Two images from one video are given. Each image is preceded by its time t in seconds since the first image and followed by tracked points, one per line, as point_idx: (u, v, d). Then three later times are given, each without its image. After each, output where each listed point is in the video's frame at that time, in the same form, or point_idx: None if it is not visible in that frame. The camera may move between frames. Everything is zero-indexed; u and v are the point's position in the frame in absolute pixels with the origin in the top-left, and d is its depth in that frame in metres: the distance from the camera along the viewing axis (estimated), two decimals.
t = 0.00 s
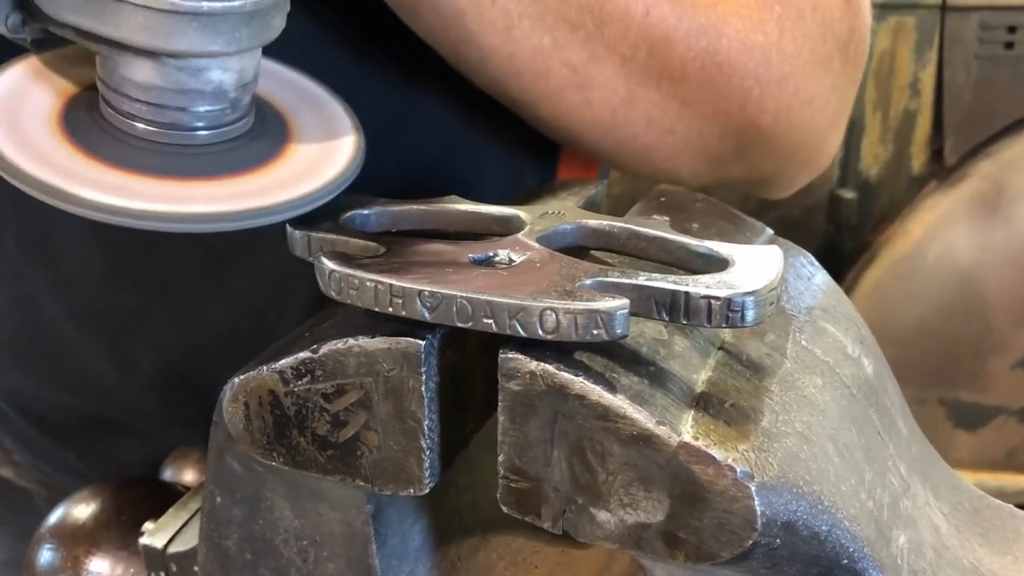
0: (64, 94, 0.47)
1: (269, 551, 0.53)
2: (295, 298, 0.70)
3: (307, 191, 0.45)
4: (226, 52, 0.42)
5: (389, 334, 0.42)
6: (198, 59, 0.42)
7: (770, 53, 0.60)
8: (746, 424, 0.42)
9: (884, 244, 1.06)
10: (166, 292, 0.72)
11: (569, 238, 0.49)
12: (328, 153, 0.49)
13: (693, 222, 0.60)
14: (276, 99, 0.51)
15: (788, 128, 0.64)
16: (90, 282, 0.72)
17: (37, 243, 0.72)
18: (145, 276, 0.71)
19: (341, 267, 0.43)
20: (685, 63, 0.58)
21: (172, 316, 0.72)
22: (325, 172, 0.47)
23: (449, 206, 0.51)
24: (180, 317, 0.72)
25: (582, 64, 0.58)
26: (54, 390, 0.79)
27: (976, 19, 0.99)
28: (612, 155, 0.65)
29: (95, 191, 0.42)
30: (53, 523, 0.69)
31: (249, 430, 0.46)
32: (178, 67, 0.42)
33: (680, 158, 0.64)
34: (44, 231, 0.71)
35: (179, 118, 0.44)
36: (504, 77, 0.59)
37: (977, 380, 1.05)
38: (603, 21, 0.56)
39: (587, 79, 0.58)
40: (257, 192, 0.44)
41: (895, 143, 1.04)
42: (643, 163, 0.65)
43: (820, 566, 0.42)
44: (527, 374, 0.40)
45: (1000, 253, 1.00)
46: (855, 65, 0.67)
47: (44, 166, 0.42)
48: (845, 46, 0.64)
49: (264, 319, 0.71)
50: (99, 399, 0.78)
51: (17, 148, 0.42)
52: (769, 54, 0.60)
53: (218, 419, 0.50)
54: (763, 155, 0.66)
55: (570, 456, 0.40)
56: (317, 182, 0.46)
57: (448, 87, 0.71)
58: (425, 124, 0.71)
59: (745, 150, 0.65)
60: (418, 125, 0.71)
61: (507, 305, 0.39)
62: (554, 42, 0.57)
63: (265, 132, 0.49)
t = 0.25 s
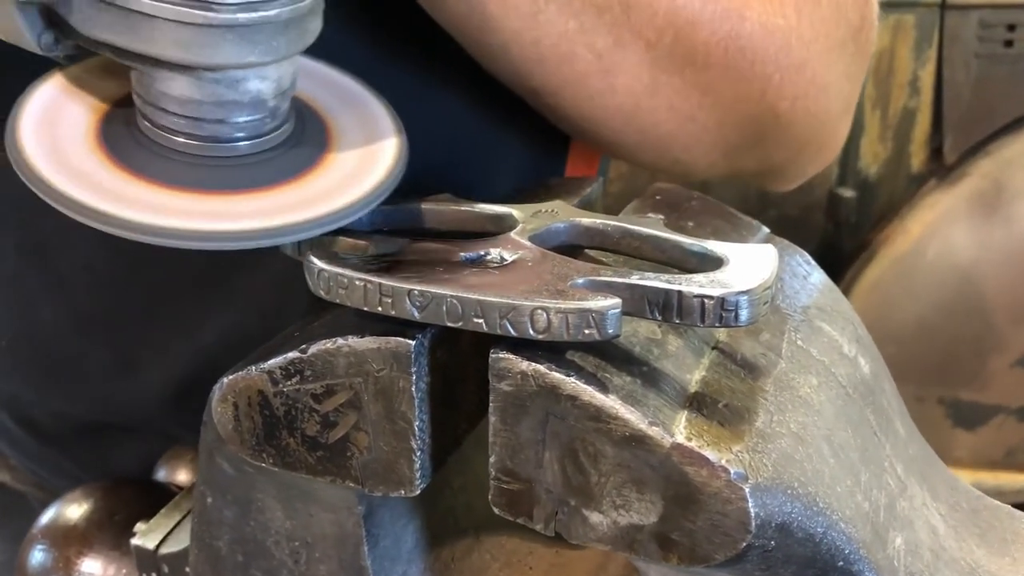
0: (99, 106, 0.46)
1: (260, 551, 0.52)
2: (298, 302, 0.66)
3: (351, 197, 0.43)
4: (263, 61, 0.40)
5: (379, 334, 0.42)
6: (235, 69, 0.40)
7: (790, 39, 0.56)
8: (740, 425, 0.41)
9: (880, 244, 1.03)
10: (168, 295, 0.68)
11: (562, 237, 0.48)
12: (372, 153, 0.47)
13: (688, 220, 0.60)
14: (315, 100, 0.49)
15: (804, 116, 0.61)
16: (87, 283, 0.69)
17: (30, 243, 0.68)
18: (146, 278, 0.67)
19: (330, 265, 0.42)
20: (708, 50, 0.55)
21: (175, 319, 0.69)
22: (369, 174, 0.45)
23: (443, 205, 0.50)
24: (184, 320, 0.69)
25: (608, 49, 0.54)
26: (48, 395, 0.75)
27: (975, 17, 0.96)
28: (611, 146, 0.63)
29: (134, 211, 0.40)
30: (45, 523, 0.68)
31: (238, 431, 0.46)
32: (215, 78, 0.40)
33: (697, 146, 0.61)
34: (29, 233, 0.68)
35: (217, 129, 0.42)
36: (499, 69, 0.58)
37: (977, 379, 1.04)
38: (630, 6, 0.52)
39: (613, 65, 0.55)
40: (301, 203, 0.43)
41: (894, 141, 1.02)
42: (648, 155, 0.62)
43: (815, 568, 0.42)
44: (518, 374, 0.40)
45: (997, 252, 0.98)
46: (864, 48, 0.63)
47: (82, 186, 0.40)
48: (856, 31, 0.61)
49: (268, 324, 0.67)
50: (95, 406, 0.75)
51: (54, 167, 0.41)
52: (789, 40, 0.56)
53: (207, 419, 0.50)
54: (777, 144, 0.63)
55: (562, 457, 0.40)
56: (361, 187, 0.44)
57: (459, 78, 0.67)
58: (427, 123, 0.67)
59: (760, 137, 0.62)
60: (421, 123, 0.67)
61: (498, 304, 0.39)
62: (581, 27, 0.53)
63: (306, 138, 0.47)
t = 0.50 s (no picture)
0: (89, 101, 0.45)
1: (253, 550, 0.52)
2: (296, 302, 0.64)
3: (352, 200, 0.43)
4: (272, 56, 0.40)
5: (370, 332, 0.42)
6: (241, 64, 0.40)
7: (797, 43, 0.55)
8: (733, 424, 0.41)
9: (881, 242, 1.03)
10: (168, 294, 0.67)
11: (556, 234, 0.48)
12: (371, 159, 0.47)
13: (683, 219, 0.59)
14: (313, 106, 0.49)
15: (810, 120, 0.60)
16: (83, 281, 0.68)
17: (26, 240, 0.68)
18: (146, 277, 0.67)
19: (321, 263, 0.42)
20: (713, 54, 0.54)
21: (173, 319, 0.68)
22: (369, 179, 0.45)
23: (438, 202, 0.50)
24: (183, 320, 0.68)
25: (613, 55, 0.53)
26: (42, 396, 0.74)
27: (975, 15, 0.95)
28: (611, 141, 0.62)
29: (129, 205, 0.39)
30: (39, 522, 0.68)
31: (229, 430, 0.45)
32: (220, 73, 0.40)
33: (702, 151, 0.60)
34: (23, 231, 0.68)
35: (217, 126, 0.42)
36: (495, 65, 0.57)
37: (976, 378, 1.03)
38: (636, 11, 0.51)
39: (619, 70, 0.54)
40: (300, 204, 0.42)
41: (893, 140, 1.01)
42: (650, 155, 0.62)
43: (808, 568, 0.41)
44: (509, 373, 0.39)
45: (998, 248, 0.97)
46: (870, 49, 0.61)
47: (75, 179, 0.40)
48: (864, 34, 0.59)
49: (265, 324, 0.66)
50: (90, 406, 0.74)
51: (45, 159, 0.40)
52: (796, 44, 0.55)
53: (198, 418, 0.49)
54: (783, 146, 0.62)
55: (554, 456, 0.40)
56: (362, 191, 0.44)
57: (460, 75, 0.66)
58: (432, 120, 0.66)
59: (766, 140, 0.61)
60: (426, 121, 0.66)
61: (488, 303, 0.39)
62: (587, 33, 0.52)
63: (303, 142, 0.47)
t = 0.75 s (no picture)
0: (83, 117, 0.45)
1: (248, 552, 0.52)
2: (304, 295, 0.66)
3: (353, 220, 0.43)
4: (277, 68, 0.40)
5: (364, 334, 0.42)
6: (244, 77, 0.40)
7: (805, 47, 0.55)
8: (727, 426, 0.41)
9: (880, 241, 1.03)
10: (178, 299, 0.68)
11: (551, 236, 0.48)
12: (373, 180, 0.47)
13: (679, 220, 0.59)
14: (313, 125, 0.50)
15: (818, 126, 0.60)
16: (84, 287, 0.67)
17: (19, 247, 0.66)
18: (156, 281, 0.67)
19: (315, 265, 0.42)
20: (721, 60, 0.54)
21: (174, 322, 0.69)
22: (370, 200, 0.45)
23: (436, 204, 0.50)
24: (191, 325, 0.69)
25: (621, 62, 0.53)
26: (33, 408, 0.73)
27: (975, 14, 0.95)
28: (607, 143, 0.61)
29: (128, 219, 0.39)
30: (35, 523, 0.68)
31: (224, 432, 0.45)
32: (222, 85, 0.40)
33: (711, 157, 0.60)
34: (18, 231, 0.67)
35: (217, 141, 0.42)
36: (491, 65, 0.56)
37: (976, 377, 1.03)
38: (645, 18, 0.51)
39: (628, 77, 0.54)
40: (300, 223, 0.42)
41: (893, 138, 1.00)
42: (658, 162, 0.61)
43: (802, 571, 0.41)
44: (503, 375, 0.39)
45: (997, 247, 0.97)
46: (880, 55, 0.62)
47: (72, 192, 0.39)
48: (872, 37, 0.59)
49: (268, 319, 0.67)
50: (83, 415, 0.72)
51: (41, 172, 0.40)
52: (804, 50, 0.55)
53: (194, 419, 0.49)
54: (791, 151, 0.62)
55: (547, 459, 0.40)
56: (363, 211, 0.44)
57: (461, 77, 0.67)
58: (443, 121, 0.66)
59: (774, 145, 0.61)
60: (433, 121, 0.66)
61: (482, 305, 0.39)
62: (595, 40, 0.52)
63: (303, 161, 0.47)
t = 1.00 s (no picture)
0: (69, 126, 0.46)
1: (248, 551, 0.52)
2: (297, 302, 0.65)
3: (337, 214, 0.42)
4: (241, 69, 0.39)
5: (363, 333, 0.42)
6: (211, 79, 0.40)
7: (811, 29, 0.54)
8: (725, 425, 0.41)
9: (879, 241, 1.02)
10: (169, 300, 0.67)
11: (549, 236, 0.48)
12: (361, 170, 0.46)
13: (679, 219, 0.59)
14: (305, 117, 0.49)
15: (825, 119, 0.59)
16: (78, 289, 0.67)
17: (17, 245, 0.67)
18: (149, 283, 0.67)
19: (314, 264, 0.42)
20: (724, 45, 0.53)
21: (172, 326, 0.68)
22: (358, 191, 0.44)
23: (435, 202, 0.50)
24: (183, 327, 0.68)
25: (621, 48, 0.53)
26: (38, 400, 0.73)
27: (977, 12, 0.94)
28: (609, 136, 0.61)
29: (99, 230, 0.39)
30: (36, 521, 0.68)
31: (223, 430, 0.45)
32: (190, 88, 0.40)
33: (716, 149, 0.59)
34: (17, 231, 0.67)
35: (195, 143, 0.42)
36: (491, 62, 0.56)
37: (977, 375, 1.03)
38: None
39: (627, 65, 0.54)
40: (281, 220, 0.42)
41: (895, 137, 1.00)
42: (656, 158, 0.61)
43: (800, 570, 0.41)
44: (501, 374, 0.39)
45: (999, 245, 0.97)
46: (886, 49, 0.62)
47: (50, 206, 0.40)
48: (879, 26, 0.59)
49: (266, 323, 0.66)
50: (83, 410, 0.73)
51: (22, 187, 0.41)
52: (810, 32, 0.54)
53: (193, 419, 0.49)
54: (799, 143, 0.61)
55: (546, 458, 0.40)
56: (347, 205, 0.43)
57: (462, 74, 0.67)
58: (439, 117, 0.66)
59: (780, 138, 0.60)
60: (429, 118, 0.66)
61: (480, 304, 0.39)
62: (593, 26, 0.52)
63: (292, 155, 0.46)
